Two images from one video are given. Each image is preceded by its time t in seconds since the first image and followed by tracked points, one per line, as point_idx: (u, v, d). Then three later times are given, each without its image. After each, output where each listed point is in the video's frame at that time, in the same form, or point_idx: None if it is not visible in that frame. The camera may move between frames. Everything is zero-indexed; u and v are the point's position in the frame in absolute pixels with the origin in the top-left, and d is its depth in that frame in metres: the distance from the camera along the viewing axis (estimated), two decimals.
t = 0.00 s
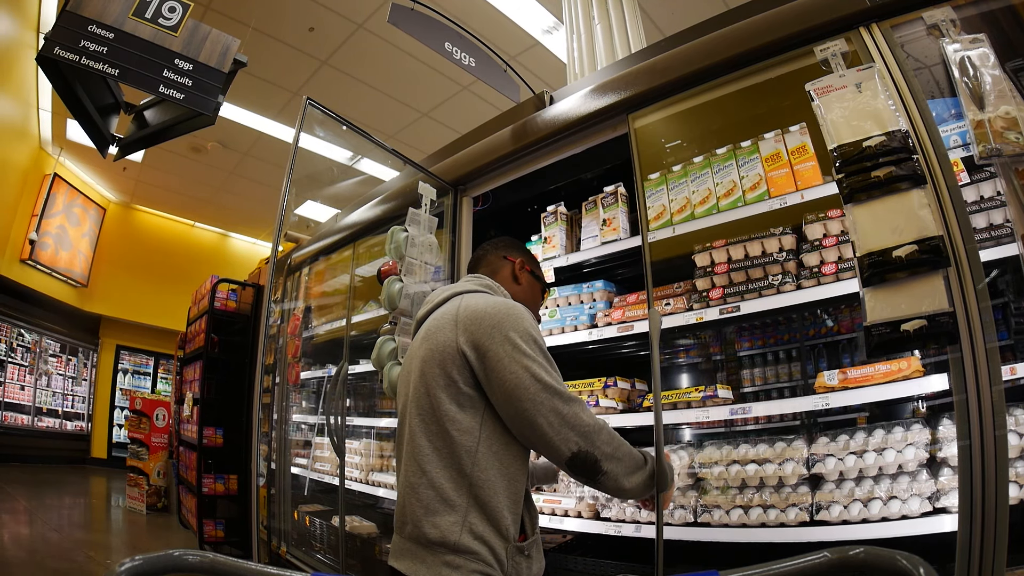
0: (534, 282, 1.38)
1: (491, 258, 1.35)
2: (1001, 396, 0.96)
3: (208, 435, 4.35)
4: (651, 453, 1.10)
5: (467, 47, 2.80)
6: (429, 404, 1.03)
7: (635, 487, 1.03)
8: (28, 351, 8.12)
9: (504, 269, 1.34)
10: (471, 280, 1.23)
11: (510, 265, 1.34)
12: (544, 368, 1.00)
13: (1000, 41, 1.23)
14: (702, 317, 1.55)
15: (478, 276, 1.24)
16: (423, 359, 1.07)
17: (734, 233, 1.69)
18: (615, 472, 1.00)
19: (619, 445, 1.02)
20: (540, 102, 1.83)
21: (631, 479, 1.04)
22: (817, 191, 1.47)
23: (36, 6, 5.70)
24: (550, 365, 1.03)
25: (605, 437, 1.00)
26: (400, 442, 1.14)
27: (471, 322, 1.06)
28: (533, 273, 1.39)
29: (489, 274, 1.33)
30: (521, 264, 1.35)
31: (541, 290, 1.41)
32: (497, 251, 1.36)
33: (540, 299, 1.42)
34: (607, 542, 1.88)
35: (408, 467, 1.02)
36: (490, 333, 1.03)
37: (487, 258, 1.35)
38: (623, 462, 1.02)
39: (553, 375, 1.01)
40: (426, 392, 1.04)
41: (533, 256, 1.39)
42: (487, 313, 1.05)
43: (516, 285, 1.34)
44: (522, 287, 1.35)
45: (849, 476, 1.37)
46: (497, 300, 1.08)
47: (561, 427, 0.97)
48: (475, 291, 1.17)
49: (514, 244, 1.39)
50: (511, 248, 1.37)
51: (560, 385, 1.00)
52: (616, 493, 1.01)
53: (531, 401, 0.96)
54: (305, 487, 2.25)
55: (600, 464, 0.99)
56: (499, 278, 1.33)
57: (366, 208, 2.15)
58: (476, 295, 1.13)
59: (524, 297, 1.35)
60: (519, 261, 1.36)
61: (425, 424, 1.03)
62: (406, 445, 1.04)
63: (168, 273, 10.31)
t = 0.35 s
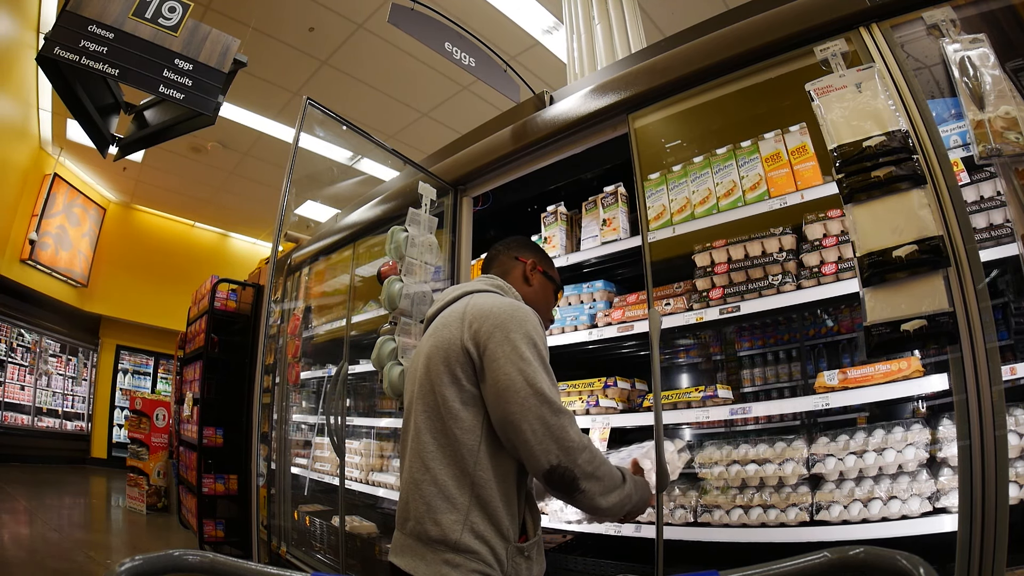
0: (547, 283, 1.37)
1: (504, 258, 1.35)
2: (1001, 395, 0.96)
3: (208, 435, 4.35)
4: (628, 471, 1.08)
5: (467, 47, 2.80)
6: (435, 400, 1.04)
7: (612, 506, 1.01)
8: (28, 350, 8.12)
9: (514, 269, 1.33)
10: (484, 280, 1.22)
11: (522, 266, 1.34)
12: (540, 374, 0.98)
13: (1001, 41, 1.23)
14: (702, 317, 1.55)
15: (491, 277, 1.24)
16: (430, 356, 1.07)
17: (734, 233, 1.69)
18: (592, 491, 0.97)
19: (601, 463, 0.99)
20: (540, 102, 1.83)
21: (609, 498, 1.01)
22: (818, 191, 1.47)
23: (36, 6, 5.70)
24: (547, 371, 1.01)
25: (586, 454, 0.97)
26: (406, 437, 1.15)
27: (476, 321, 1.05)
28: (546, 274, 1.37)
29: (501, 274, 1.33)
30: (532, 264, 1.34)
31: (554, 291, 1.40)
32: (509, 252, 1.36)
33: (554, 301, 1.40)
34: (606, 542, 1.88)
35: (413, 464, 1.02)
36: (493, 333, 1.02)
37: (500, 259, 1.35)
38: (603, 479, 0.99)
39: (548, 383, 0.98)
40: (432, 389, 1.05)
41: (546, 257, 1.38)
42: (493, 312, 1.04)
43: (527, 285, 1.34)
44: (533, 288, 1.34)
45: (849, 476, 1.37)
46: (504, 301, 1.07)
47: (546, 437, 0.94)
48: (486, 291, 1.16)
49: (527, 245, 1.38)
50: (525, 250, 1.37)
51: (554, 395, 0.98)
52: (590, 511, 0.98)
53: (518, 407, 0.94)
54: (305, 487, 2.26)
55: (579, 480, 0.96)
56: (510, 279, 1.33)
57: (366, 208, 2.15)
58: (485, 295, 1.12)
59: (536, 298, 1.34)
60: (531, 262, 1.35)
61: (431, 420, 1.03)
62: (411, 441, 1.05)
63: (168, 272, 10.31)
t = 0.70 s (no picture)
0: (551, 287, 1.34)
1: (509, 260, 1.32)
2: (1001, 395, 0.96)
3: (208, 435, 4.35)
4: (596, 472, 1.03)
5: (467, 47, 2.80)
6: (427, 400, 1.05)
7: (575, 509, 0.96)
8: (28, 350, 8.12)
9: (518, 272, 1.30)
10: (480, 280, 1.21)
11: (526, 269, 1.31)
12: (509, 369, 0.93)
13: (1001, 42, 1.23)
14: (702, 317, 1.55)
15: (489, 278, 1.23)
16: (420, 356, 1.08)
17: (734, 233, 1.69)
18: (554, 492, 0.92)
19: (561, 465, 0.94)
20: (540, 102, 1.83)
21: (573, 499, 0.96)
22: (819, 191, 1.47)
23: (35, 6, 5.70)
24: (522, 368, 0.96)
25: (548, 456, 0.91)
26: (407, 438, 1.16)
27: (458, 318, 1.03)
28: (551, 279, 1.34)
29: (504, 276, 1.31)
30: (538, 268, 1.31)
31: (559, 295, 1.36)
32: (515, 253, 1.33)
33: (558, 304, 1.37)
34: (605, 542, 1.88)
35: (408, 463, 1.03)
36: (471, 330, 0.99)
37: (505, 260, 1.33)
38: (566, 482, 0.94)
39: (519, 378, 0.93)
40: (425, 389, 1.06)
41: (552, 261, 1.35)
42: (473, 309, 1.02)
43: (531, 288, 1.30)
44: (537, 291, 1.31)
45: (849, 476, 1.37)
46: (488, 298, 1.05)
47: (503, 435, 0.88)
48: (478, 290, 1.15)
49: (534, 248, 1.34)
50: (533, 253, 1.34)
51: (523, 392, 0.92)
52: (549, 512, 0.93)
53: (481, 404, 0.91)
54: (305, 487, 2.26)
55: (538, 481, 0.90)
56: (514, 280, 1.30)
57: (366, 208, 2.15)
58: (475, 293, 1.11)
59: (539, 302, 1.31)
60: (536, 265, 1.32)
61: (424, 420, 1.04)
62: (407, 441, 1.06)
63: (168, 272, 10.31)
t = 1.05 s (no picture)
0: (544, 285, 1.29)
1: (499, 258, 1.30)
2: (1001, 396, 0.96)
3: (208, 435, 4.35)
4: (553, 447, 0.99)
5: (467, 47, 2.80)
6: (406, 404, 1.05)
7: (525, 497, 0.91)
8: (28, 350, 8.12)
9: (508, 270, 1.27)
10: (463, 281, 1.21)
11: (516, 267, 1.27)
12: (459, 365, 0.91)
13: (1001, 42, 1.23)
14: (702, 317, 1.54)
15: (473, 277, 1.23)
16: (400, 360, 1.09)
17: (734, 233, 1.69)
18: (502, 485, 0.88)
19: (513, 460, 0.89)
20: (540, 102, 1.83)
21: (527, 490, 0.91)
22: (819, 191, 1.47)
23: (35, 6, 5.70)
24: (478, 364, 0.92)
25: (493, 452, 0.87)
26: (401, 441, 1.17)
27: (426, 320, 1.03)
28: (543, 278, 1.29)
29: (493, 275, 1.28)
30: (529, 266, 1.27)
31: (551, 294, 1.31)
32: (507, 252, 1.31)
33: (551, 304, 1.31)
34: (605, 542, 1.88)
35: (395, 467, 1.04)
36: (433, 330, 0.98)
37: (496, 259, 1.30)
38: (517, 474, 0.90)
39: (470, 374, 0.90)
40: (405, 392, 1.07)
41: (544, 260, 1.31)
42: (439, 309, 1.01)
43: (520, 287, 1.25)
44: (527, 289, 1.26)
45: (849, 476, 1.37)
46: (457, 298, 1.04)
47: (446, 433, 0.86)
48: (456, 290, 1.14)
49: (526, 246, 1.31)
50: (522, 251, 1.31)
51: (472, 387, 0.89)
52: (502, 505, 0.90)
53: (432, 403, 0.89)
54: (305, 487, 2.26)
55: (484, 478, 0.86)
56: (503, 278, 1.26)
57: (366, 208, 2.15)
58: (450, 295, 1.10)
59: (530, 300, 1.26)
60: (526, 263, 1.27)
61: (406, 423, 1.05)
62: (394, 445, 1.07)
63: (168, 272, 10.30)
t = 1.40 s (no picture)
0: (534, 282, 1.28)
1: (488, 255, 1.29)
2: (1001, 395, 0.96)
3: (208, 435, 4.35)
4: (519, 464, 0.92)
5: (467, 47, 2.80)
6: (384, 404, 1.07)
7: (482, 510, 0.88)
8: (27, 351, 8.12)
9: (496, 267, 1.26)
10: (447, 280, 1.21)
11: (504, 264, 1.26)
12: (417, 366, 0.91)
13: (1001, 43, 1.23)
14: (702, 317, 1.54)
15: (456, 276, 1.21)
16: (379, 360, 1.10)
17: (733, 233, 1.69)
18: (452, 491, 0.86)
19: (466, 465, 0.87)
20: (539, 102, 1.83)
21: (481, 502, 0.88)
22: (818, 191, 1.47)
23: (35, 6, 5.70)
24: (437, 365, 0.92)
25: (440, 456, 0.85)
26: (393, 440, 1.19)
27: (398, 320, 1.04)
28: (531, 274, 1.28)
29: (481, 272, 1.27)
30: (517, 263, 1.26)
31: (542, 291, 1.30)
32: (496, 250, 1.31)
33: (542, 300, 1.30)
34: (605, 542, 1.89)
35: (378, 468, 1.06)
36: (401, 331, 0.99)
37: (485, 256, 1.30)
38: (470, 483, 0.87)
39: (426, 375, 0.90)
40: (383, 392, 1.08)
41: (533, 256, 1.29)
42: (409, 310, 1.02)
43: (509, 284, 1.24)
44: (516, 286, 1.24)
45: (849, 476, 1.37)
46: (430, 298, 1.04)
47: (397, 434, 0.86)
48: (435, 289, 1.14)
49: (516, 243, 1.31)
50: (510, 248, 1.30)
51: (426, 389, 0.88)
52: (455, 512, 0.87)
53: (390, 402, 0.90)
54: (305, 487, 2.26)
55: (431, 481, 0.85)
56: (492, 276, 1.25)
57: (366, 207, 2.14)
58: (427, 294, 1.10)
59: (519, 298, 1.24)
60: (514, 260, 1.26)
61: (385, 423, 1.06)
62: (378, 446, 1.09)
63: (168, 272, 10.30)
